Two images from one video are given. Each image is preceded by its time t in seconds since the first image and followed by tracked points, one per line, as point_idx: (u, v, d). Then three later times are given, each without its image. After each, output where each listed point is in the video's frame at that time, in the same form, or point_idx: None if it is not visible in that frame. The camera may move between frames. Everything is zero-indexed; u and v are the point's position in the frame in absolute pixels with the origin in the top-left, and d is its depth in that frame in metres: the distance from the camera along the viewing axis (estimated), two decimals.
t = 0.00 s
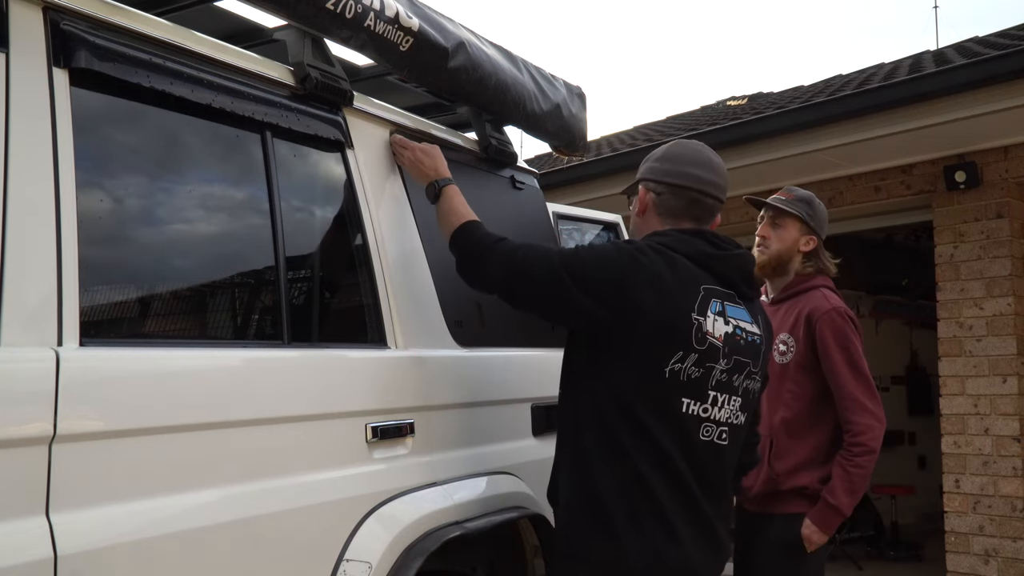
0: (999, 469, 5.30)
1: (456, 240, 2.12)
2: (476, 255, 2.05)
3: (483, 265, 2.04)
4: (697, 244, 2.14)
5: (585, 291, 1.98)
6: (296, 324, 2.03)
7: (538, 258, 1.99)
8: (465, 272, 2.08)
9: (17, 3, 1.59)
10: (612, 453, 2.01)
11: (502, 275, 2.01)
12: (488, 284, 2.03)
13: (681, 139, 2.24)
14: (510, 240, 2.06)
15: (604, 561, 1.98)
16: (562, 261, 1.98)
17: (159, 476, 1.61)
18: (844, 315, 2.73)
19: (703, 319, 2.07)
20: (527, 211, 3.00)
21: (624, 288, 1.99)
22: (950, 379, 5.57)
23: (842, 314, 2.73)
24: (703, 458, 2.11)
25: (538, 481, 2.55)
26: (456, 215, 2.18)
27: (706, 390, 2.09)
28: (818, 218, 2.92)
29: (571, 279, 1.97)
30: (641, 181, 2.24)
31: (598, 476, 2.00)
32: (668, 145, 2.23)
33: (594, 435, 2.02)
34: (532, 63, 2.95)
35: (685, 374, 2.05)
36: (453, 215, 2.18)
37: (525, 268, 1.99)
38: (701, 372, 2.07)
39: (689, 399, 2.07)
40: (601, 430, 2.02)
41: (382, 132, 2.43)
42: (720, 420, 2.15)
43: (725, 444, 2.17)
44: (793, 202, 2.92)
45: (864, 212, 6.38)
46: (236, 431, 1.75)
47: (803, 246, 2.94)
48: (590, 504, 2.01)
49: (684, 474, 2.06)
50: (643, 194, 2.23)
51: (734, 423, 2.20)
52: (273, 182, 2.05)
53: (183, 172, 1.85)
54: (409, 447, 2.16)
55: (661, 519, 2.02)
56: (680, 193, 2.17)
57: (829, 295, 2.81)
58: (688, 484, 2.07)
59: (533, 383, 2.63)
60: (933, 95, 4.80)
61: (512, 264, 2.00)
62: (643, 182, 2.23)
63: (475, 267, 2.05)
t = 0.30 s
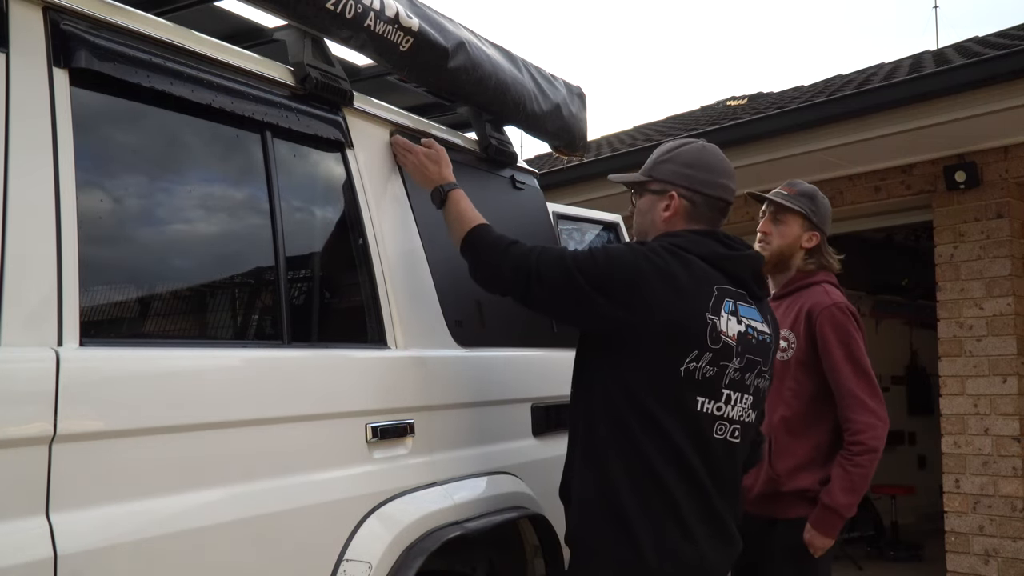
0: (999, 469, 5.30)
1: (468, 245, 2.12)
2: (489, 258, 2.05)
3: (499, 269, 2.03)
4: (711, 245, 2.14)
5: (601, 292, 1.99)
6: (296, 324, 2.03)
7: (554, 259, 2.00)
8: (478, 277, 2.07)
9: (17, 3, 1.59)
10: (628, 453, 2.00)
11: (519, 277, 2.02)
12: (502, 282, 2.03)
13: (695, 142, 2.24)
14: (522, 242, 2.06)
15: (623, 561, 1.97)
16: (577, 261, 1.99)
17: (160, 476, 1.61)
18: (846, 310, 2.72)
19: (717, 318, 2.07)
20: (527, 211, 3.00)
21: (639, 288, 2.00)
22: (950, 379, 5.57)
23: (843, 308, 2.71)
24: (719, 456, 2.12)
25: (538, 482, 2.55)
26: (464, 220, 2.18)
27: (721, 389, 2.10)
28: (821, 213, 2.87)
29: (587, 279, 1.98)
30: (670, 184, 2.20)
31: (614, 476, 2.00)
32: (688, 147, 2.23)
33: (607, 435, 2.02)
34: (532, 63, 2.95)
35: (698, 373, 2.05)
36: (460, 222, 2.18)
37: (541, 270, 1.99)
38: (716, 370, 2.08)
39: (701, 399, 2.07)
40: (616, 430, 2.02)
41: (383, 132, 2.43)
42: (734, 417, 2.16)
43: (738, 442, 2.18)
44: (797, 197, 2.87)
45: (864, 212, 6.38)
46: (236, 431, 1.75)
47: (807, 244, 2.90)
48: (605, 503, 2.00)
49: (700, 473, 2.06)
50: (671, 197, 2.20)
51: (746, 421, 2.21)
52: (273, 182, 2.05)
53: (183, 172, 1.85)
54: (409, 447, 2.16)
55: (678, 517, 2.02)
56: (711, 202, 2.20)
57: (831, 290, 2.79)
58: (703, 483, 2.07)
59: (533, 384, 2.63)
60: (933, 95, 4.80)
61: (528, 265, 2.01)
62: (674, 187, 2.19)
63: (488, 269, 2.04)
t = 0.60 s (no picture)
0: (999, 469, 5.30)
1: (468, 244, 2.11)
2: (490, 257, 2.04)
3: (500, 270, 2.02)
4: (711, 245, 2.15)
5: (604, 292, 1.98)
6: (296, 323, 2.02)
7: (556, 260, 1.99)
8: (478, 275, 2.07)
9: (17, 3, 1.59)
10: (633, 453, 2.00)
11: (521, 276, 2.01)
12: (501, 279, 2.03)
13: (695, 142, 2.24)
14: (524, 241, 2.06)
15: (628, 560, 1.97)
16: (579, 261, 1.98)
17: (160, 476, 1.61)
18: (848, 312, 2.71)
19: (717, 316, 2.08)
20: (527, 211, 3.00)
21: (642, 288, 1.99)
22: (950, 379, 5.57)
23: (846, 310, 2.70)
24: (721, 454, 2.12)
25: (538, 482, 2.55)
26: (465, 219, 2.18)
27: (721, 386, 2.10)
28: (826, 210, 2.86)
29: (589, 279, 1.97)
30: (672, 186, 2.20)
31: (618, 477, 1.99)
32: (691, 148, 2.23)
33: (611, 435, 2.01)
34: (533, 63, 2.95)
35: (699, 371, 2.05)
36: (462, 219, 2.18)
37: (544, 270, 1.99)
38: (715, 369, 2.08)
39: (703, 397, 2.07)
40: (619, 430, 2.01)
41: (383, 132, 2.43)
42: (735, 416, 2.16)
43: (740, 440, 2.18)
44: (803, 194, 2.85)
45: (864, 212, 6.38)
46: (236, 431, 1.75)
47: (813, 242, 2.88)
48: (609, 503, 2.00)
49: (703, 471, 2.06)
50: (674, 200, 2.20)
51: (747, 419, 2.21)
52: (273, 182, 2.05)
53: (183, 172, 1.85)
54: (409, 447, 2.16)
55: (680, 516, 2.03)
56: (713, 204, 2.22)
57: (834, 291, 2.78)
58: (705, 482, 2.07)
59: (533, 384, 2.62)
60: (933, 95, 4.80)
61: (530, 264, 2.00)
62: (676, 189, 2.20)
63: (488, 268, 2.04)
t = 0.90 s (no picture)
0: (999, 469, 5.30)
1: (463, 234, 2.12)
2: (484, 249, 2.05)
3: (494, 264, 2.03)
4: (707, 243, 2.14)
5: (599, 289, 1.98)
6: (296, 323, 2.03)
7: (551, 255, 1.99)
8: (473, 267, 2.08)
9: (17, 4, 1.59)
10: (628, 453, 2.00)
11: (516, 272, 2.01)
12: (495, 275, 2.04)
13: (692, 140, 2.24)
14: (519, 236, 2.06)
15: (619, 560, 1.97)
16: (575, 257, 1.98)
17: (160, 476, 1.61)
18: (850, 313, 2.71)
19: (710, 316, 2.07)
20: (527, 211, 3.00)
21: (638, 288, 1.99)
22: (950, 379, 5.57)
23: (847, 311, 2.70)
24: (715, 455, 2.11)
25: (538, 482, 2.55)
26: (462, 209, 2.18)
27: (714, 387, 2.08)
28: (829, 211, 2.86)
29: (585, 275, 1.97)
30: (668, 184, 2.20)
31: (609, 477, 2.00)
32: (688, 147, 2.22)
33: (605, 435, 2.02)
34: (533, 63, 2.95)
35: (692, 372, 2.05)
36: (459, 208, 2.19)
37: (538, 267, 1.99)
38: (706, 369, 2.07)
39: (694, 397, 2.06)
40: (613, 429, 2.02)
41: (383, 132, 2.43)
42: (729, 418, 2.14)
43: (734, 442, 2.17)
44: (804, 194, 2.87)
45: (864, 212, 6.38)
46: (236, 431, 1.75)
47: (814, 242, 2.88)
48: (600, 502, 2.01)
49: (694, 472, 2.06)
50: (669, 198, 2.20)
51: (741, 421, 2.19)
52: (273, 182, 2.05)
53: (184, 172, 1.85)
54: (408, 447, 2.16)
55: (673, 517, 2.02)
56: (710, 202, 2.21)
57: (835, 291, 2.78)
58: (696, 482, 2.07)
59: (533, 384, 2.62)
60: (933, 95, 4.80)
61: (525, 261, 2.00)
62: (672, 187, 2.19)
63: (484, 261, 2.05)
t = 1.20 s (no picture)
0: (999, 469, 5.30)
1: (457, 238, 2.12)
2: (478, 254, 2.06)
3: (488, 266, 2.04)
4: (699, 241, 2.14)
5: (589, 290, 1.98)
6: (296, 324, 2.02)
7: (539, 258, 1.99)
8: (469, 274, 2.08)
9: (17, 4, 1.59)
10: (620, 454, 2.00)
11: (506, 272, 2.01)
12: (487, 278, 2.04)
13: (685, 137, 2.24)
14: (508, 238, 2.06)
15: (605, 563, 1.97)
16: (563, 259, 1.98)
17: (160, 476, 1.61)
18: (850, 313, 2.71)
19: (702, 315, 2.06)
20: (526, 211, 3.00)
21: (629, 288, 1.99)
22: (950, 379, 5.57)
23: (847, 312, 2.70)
24: (706, 456, 2.10)
25: (538, 482, 2.55)
26: (456, 213, 2.18)
27: (705, 388, 2.07)
28: (829, 210, 2.86)
29: (574, 277, 1.97)
30: (659, 180, 2.19)
31: (601, 479, 2.00)
32: (680, 143, 2.22)
33: (596, 435, 2.03)
34: (532, 63, 2.95)
35: (683, 372, 2.04)
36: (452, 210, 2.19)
37: (529, 268, 1.99)
38: (699, 370, 2.06)
39: (685, 398, 2.05)
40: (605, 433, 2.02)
41: (383, 132, 2.43)
42: (721, 419, 2.13)
43: (726, 442, 2.15)
44: (803, 194, 2.86)
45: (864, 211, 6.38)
46: (236, 431, 1.75)
47: (814, 242, 2.88)
48: (590, 504, 2.01)
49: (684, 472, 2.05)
50: (661, 196, 2.19)
51: (734, 422, 2.18)
52: (273, 182, 2.05)
53: (184, 172, 1.85)
54: (408, 447, 2.16)
55: (667, 520, 2.02)
56: (702, 199, 2.20)
57: (834, 291, 2.78)
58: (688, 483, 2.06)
59: (534, 384, 2.63)
60: (933, 95, 4.80)
61: (514, 263, 2.01)
62: (663, 183, 2.19)
63: (478, 267, 2.06)
